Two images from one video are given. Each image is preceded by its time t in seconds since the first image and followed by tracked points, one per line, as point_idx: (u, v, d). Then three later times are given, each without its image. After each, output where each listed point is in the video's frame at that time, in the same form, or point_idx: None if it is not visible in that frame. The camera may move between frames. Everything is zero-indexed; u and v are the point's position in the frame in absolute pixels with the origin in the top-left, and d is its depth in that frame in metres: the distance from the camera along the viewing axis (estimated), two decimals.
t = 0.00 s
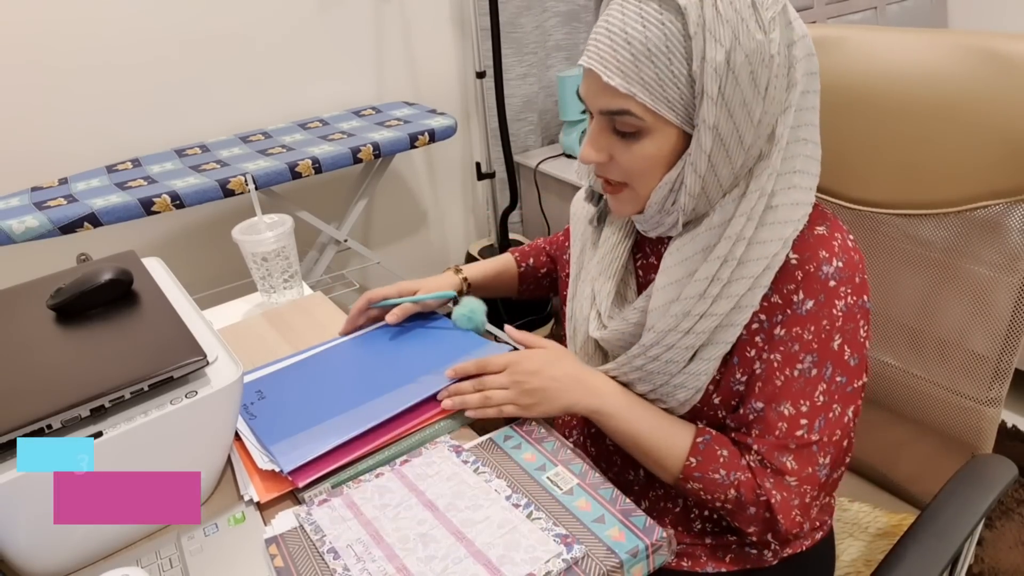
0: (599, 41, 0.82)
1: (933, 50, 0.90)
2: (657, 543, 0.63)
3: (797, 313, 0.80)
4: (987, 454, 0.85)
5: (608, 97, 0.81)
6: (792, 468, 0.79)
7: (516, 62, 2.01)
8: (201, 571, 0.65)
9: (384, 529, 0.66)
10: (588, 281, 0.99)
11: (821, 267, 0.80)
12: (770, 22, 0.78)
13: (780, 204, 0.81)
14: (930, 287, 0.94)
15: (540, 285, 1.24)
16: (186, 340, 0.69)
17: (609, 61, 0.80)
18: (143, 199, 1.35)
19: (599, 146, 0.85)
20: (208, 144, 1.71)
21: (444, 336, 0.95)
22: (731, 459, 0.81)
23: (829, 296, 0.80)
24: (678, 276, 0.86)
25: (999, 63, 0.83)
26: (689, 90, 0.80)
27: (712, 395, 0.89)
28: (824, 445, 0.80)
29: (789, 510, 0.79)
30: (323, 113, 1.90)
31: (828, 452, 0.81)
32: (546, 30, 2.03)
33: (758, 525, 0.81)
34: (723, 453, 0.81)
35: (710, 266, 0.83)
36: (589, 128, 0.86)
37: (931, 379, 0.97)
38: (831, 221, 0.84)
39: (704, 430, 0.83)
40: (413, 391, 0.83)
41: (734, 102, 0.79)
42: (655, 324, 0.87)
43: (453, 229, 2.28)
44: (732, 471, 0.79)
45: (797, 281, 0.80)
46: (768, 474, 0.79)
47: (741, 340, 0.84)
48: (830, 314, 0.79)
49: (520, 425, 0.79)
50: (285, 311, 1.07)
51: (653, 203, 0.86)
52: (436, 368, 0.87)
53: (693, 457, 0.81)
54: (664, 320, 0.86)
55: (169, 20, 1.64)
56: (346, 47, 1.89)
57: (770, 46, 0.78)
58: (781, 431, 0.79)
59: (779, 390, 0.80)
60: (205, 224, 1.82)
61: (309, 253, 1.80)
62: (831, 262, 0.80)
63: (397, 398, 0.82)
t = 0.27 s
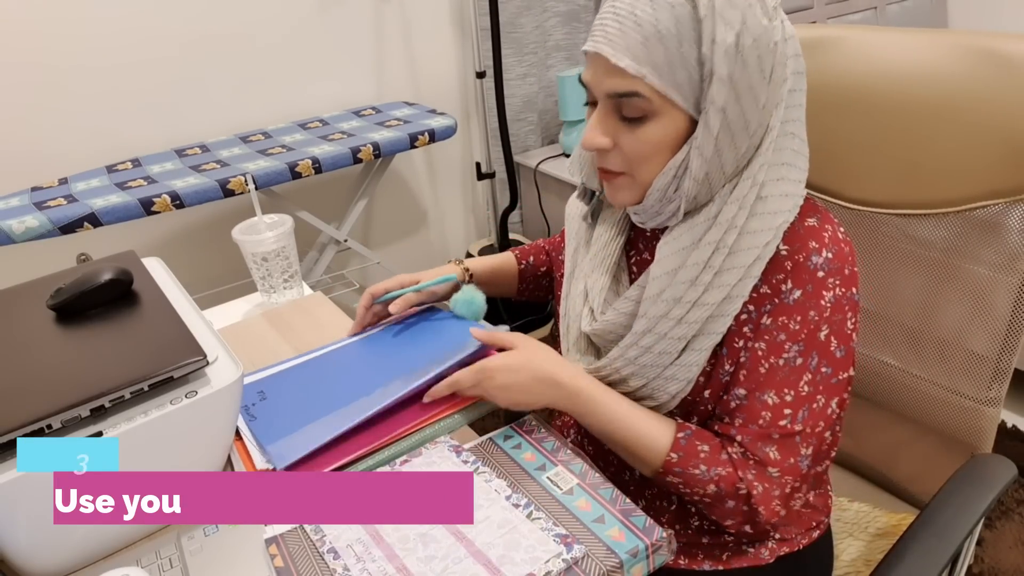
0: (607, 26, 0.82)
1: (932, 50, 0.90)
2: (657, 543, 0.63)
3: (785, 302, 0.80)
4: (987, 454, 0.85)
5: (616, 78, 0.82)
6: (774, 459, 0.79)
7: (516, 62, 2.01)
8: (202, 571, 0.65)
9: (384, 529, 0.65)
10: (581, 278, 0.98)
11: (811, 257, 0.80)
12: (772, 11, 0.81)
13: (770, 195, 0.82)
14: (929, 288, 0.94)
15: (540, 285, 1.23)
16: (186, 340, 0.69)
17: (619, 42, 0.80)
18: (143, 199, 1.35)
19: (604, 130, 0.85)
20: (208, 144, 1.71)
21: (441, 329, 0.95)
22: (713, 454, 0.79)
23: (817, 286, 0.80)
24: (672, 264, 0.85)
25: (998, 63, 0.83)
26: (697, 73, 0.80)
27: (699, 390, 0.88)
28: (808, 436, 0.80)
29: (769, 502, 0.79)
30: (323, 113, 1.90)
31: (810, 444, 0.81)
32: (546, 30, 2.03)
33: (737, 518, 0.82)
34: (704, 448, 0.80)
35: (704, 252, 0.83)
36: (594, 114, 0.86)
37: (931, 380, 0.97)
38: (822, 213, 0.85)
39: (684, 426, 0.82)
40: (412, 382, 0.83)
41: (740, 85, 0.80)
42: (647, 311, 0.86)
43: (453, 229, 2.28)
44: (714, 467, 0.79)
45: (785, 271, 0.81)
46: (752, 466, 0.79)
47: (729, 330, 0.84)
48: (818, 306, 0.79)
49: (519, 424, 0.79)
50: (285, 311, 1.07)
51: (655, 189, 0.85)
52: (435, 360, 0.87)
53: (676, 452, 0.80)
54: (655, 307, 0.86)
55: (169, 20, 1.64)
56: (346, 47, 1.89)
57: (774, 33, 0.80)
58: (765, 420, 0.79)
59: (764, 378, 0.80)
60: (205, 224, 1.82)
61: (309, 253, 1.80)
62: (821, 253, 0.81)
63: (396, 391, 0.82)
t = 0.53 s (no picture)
0: None
1: (933, 49, 0.90)
2: (657, 542, 0.63)
3: (784, 305, 0.81)
4: (987, 454, 0.85)
5: (649, 47, 0.78)
6: (779, 463, 0.79)
7: (516, 62, 2.01)
8: (202, 571, 0.65)
9: (385, 528, 0.65)
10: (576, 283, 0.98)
11: (808, 258, 0.81)
12: None
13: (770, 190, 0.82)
14: (929, 288, 0.94)
15: (541, 287, 1.23)
16: (186, 340, 0.69)
17: (652, 11, 0.77)
18: (143, 199, 1.35)
19: (627, 103, 0.80)
20: (209, 144, 1.71)
21: (458, 331, 0.93)
22: (712, 463, 0.79)
23: (814, 288, 0.80)
24: (681, 258, 0.83)
25: (998, 63, 0.83)
26: (729, 48, 0.78)
27: (699, 394, 0.89)
28: (811, 438, 0.80)
29: (774, 506, 0.79)
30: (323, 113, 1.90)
31: (818, 448, 0.80)
32: (546, 30, 2.03)
33: (744, 526, 0.82)
34: (703, 458, 0.80)
35: (711, 243, 0.82)
36: (617, 89, 0.81)
37: (931, 379, 0.97)
38: (818, 214, 0.85)
39: (682, 436, 0.82)
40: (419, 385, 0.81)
41: (768, 66, 0.78)
42: (653, 305, 0.85)
43: (453, 229, 2.28)
44: (716, 475, 0.79)
45: (784, 273, 0.81)
46: (757, 472, 0.79)
47: (731, 335, 0.84)
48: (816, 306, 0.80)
49: (519, 425, 0.79)
50: (285, 311, 1.07)
51: (677, 169, 0.82)
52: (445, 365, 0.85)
53: (675, 465, 0.79)
54: (661, 301, 0.85)
55: (169, 20, 1.64)
56: (346, 47, 1.89)
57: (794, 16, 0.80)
58: (768, 425, 0.79)
59: (766, 382, 0.80)
60: (205, 224, 1.82)
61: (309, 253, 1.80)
62: (818, 254, 0.81)
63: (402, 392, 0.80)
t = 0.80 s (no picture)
0: None
1: (933, 50, 0.90)
2: (658, 543, 0.63)
3: (812, 311, 0.79)
4: (987, 455, 0.85)
5: (663, 35, 0.77)
6: (837, 469, 0.79)
7: (516, 62, 2.01)
8: (202, 571, 0.65)
9: (384, 529, 0.65)
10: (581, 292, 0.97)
11: (828, 262, 0.79)
12: None
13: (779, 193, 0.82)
14: (930, 288, 0.94)
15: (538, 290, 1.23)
16: (186, 340, 0.69)
17: None
18: (143, 199, 1.35)
19: (635, 93, 0.79)
20: (208, 144, 1.70)
21: (511, 292, 0.77)
22: (778, 477, 0.79)
23: (840, 290, 0.79)
24: (692, 270, 0.83)
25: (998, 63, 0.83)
26: (741, 44, 0.78)
27: (721, 406, 0.88)
28: (859, 436, 0.80)
29: (837, 510, 0.80)
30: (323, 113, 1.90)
31: (867, 444, 0.81)
32: (546, 29, 2.03)
33: (806, 530, 0.82)
34: (769, 474, 0.79)
35: (724, 253, 0.81)
36: (626, 78, 0.80)
37: (932, 380, 0.97)
38: (826, 215, 0.84)
39: (741, 454, 0.81)
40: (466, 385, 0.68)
41: (778, 67, 0.79)
42: (670, 319, 0.84)
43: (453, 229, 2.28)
44: (783, 490, 0.78)
45: (806, 279, 0.80)
46: (818, 480, 0.79)
47: (759, 344, 0.83)
48: (844, 308, 0.79)
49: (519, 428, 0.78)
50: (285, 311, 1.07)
51: (684, 165, 0.81)
52: (496, 359, 0.71)
53: (744, 486, 0.78)
54: (681, 313, 0.84)
55: (168, 20, 1.64)
56: (346, 46, 1.88)
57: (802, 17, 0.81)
58: (821, 433, 0.79)
59: (810, 393, 0.79)
60: (205, 223, 1.82)
61: (309, 253, 1.80)
62: (837, 256, 0.80)
63: (446, 392, 0.67)
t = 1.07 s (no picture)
0: None
1: (935, 51, 0.89)
2: (658, 543, 0.63)
3: (837, 320, 0.79)
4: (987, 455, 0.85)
5: (689, 43, 0.74)
6: (868, 473, 0.79)
7: (516, 62, 2.01)
8: (202, 571, 0.64)
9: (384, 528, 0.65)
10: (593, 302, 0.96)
11: (851, 270, 0.79)
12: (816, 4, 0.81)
13: (795, 198, 0.82)
14: (930, 288, 0.94)
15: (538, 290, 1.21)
16: (186, 340, 0.69)
17: (691, 5, 0.74)
18: (143, 199, 1.35)
19: (659, 103, 0.76)
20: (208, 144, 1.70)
21: (540, 307, 0.74)
22: (811, 485, 0.80)
23: (863, 297, 0.79)
24: (714, 283, 0.82)
25: (999, 64, 0.83)
26: (766, 51, 0.76)
27: (744, 414, 0.86)
28: (885, 436, 0.81)
29: (867, 507, 0.81)
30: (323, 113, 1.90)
31: (891, 442, 0.82)
32: (546, 30, 2.03)
33: (836, 528, 0.84)
34: (802, 483, 0.80)
35: (747, 265, 0.80)
36: (648, 87, 0.77)
37: (932, 380, 0.97)
38: (842, 220, 0.84)
39: (773, 466, 0.81)
40: (509, 417, 0.66)
41: (802, 74, 0.77)
42: (695, 335, 0.82)
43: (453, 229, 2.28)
44: (816, 498, 0.79)
45: (831, 288, 0.79)
46: (848, 484, 0.80)
47: (783, 354, 0.82)
48: (867, 314, 0.79)
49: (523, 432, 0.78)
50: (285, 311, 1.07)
51: (707, 176, 0.79)
52: (531, 387, 0.69)
53: (779, 499, 0.79)
54: (706, 329, 0.82)
55: (168, 20, 1.63)
56: (346, 47, 1.88)
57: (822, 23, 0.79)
58: (851, 438, 0.80)
59: (838, 401, 0.79)
60: (205, 223, 1.82)
61: (309, 253, 1.80)
62: (858, 263, 0.80)
63: (490, 425, 0.65)
